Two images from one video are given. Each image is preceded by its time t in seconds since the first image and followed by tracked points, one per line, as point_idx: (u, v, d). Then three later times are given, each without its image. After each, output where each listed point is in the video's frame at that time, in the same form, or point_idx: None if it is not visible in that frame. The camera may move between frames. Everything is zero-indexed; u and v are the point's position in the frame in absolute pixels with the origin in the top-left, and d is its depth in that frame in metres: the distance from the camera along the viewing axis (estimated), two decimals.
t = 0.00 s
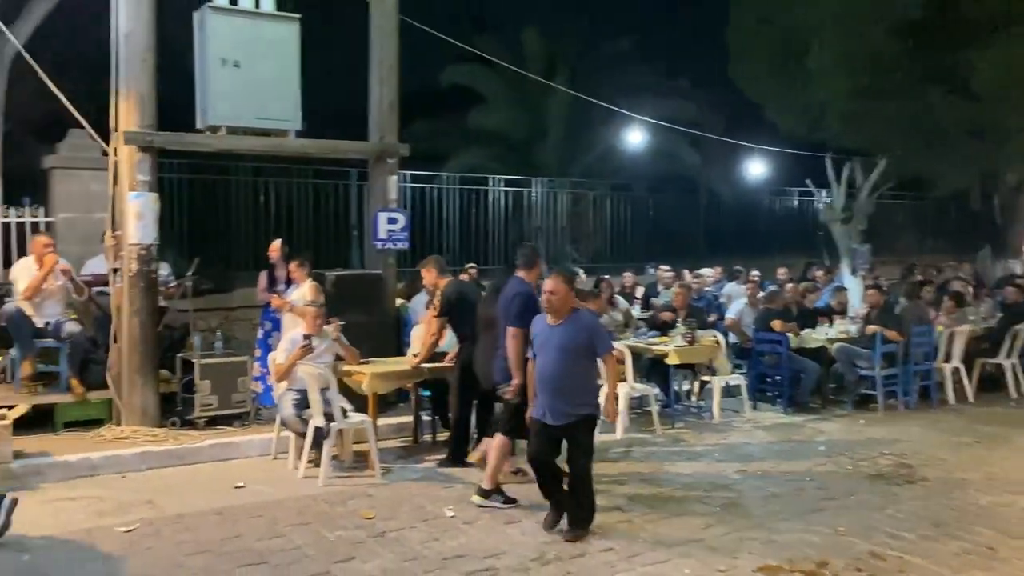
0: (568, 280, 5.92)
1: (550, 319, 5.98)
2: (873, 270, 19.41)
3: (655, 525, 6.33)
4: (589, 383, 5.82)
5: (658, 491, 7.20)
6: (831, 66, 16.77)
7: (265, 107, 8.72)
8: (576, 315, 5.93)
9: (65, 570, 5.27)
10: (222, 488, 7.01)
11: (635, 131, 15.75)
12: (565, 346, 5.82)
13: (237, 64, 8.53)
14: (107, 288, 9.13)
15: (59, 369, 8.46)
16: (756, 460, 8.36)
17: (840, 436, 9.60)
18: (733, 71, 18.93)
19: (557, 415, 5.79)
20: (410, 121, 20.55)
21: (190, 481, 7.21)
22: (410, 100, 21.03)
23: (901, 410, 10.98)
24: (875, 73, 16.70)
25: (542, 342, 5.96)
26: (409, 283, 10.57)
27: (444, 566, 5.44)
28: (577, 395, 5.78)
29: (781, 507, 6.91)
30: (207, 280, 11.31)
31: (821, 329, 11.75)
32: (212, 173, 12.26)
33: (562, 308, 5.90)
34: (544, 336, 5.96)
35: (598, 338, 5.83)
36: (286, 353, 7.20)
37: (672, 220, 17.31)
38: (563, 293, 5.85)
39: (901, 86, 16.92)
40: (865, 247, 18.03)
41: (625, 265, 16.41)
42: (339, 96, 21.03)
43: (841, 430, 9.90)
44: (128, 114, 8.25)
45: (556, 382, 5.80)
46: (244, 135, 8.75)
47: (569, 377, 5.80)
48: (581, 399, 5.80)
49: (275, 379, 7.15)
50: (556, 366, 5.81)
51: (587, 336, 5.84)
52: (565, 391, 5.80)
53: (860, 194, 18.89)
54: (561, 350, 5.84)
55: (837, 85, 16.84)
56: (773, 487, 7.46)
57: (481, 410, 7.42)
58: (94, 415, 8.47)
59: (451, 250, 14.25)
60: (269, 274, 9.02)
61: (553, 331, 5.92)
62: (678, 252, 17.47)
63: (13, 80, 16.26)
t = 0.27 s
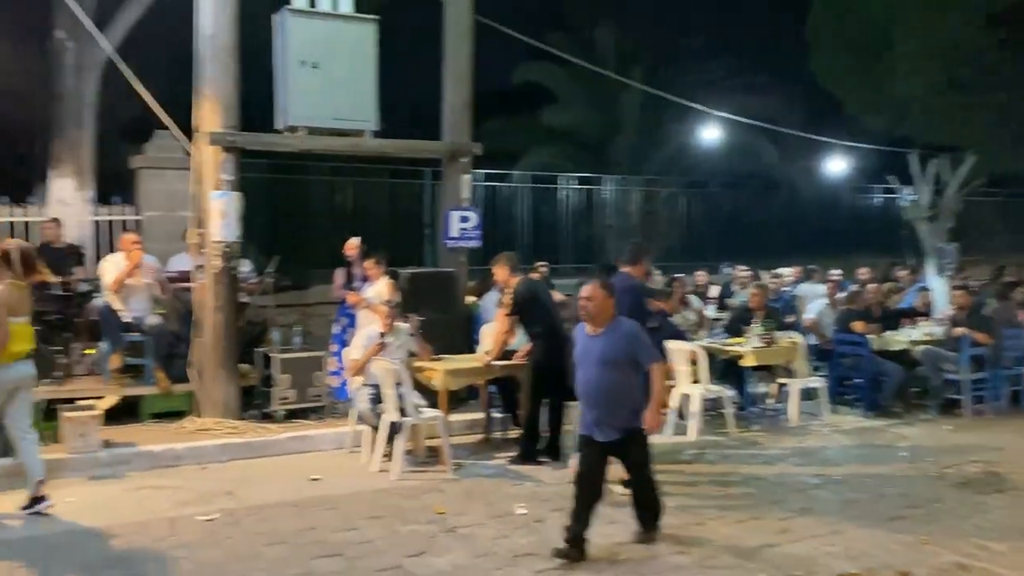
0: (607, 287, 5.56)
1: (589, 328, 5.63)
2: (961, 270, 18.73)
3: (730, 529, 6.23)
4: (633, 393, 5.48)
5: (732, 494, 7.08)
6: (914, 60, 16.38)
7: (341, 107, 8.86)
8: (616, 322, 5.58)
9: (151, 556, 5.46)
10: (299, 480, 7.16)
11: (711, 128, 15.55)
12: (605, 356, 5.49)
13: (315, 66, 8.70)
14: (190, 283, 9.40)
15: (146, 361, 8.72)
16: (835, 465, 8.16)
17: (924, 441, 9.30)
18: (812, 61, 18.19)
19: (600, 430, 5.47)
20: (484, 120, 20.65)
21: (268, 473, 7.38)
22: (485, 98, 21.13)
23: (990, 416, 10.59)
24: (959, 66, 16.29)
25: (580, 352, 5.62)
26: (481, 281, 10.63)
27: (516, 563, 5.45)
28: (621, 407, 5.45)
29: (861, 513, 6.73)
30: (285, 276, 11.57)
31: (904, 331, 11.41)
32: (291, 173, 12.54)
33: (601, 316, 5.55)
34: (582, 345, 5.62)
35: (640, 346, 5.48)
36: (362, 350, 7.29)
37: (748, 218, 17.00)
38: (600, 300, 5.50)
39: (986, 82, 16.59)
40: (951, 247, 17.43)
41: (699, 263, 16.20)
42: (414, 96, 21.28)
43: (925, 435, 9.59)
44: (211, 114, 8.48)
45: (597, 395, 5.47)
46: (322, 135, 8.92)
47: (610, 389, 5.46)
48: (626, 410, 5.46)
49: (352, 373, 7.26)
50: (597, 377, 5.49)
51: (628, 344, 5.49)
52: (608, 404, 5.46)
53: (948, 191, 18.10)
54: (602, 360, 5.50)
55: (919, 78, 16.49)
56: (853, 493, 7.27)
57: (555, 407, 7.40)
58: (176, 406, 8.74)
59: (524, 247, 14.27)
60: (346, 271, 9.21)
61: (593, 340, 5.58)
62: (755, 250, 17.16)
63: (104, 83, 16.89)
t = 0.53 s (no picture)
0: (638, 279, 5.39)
1: (618, 323, 5.47)
2: None
3: (790, 531, 6.15)
4: (657, 393, 5.27)
5: (793, 496, 6.98)
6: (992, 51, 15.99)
7: (402, 106, 8.97)
8: (645, 317, 5.41)
9: (215, 544, 5.60)
10: (359, 473, 7.27)
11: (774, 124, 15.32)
12: (630, 351, 5.32)
13: (376, 65, 8.80)
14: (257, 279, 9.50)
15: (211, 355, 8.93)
16: (900, 468, 7.99)
17: (994, 445, 9.04)
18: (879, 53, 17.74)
19: (624, 427, 5.27)
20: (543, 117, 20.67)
21: (329, 466, 7.51)
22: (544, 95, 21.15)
23: None
24: None
25: (608, 346, 5.46)
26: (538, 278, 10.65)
27: (572, 560, 5.47)
28: (644, 405, 5.24)
29: (927, 518, 6.58)
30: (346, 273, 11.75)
31: (975, 332, 11.10)
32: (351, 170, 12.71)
33: (629, 310, 5.39)
34: (611, 340, 5.47)
35: (667, 343, 5.29)
36: (420, 345, 7.31)
37: (812, 215, 16.71)
38: (629, 293, 5.33)
39: None
40: None
41: (759, 261, 16.01)
42: (474, 93, 21.39)
43: (996, 439, 9.32)
44: (275, 114, 8.65)
45: (620, 392, 5.30)
46: (382, 133, 9.03)
47: (634, 385, 5.27)
48: (648, 410, 5.25)
49: (409, 370, 7.33)
50: (621, 373, 5.32)
51: (655, 341, 5.30)
52: (630, 402, 5.27)
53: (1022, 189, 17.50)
54: (626, 355, 5.34)
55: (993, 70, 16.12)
56: (918, 497, 7.11)
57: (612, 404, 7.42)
58: (241, 400, 8.95)
59: (582, 244, 14.25)
60: (404, 267, 9.30)
61: (621, 335, 5.43)
62: (818, 248, 16.87)
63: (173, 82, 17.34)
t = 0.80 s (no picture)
0: (675, 285, 4.87)
1: (651, 331, 4.98)
2: None
3: (856, 536, 6.04)
4: (693, 409, 4.83)
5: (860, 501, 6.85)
6: None
7: (463, 105, 9.04)
8: (682, 327, 4.91)
9: (281, 535, 5.74)
10: (420, 468, 7.36)
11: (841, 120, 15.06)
12: (664, 365, 4.84)
13: (439, 64, 8.91)
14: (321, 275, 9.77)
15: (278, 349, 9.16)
16: (972, 475, 7.78)
17: None
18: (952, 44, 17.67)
19: (656, 446, 4.87)
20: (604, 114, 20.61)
21: (390, 461, 7.62)
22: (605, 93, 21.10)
23: None
24: None
25: (639, 357, 4.98)
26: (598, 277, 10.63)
27: (632, 560, 5.46)
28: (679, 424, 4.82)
29: (999, 526, 6.41)
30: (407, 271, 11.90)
31: None
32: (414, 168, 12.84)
33: (664, 319, 4.89)
34: (642, 350, 4.97)
35: (705, 359, 4.82)
36: (479, 342, 7.43)
37: (881, 213, 16.34)
38: (666, 301, 4.82)
39: None
40: None
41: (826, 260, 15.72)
42: (535, 91, 21.43)
43: None
44: (340, 115, 8.81)
45: (652, 407, 4.85)
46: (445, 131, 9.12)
47: (667, 402, 4.82)
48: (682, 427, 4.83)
49: (470, 367, 7.42)
50: (653, 388, 4.85)
51: (692, 355, 4.82)
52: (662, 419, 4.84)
53: None
54: (659, 368, 4.85)
55: None
56: (990, 505, 6.92)
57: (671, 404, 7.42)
58: (305, 393, 9.13)
59: (643, 242, 14.18)
60: (464, 265, 9.37)
61: (654, 345, 4.93)
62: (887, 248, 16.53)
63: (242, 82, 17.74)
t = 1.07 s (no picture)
0: (699, 281, 4.57)
1: (675, 328, 4.70)
2: None
3: (924, 543, 5.90)
4: (711, 412, 4.51)
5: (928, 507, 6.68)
6: None
7: (522, 104, 9.08)
8: (706, 325, 4.57)
9: (342, 528, 5.85)
10: (478, 465, 7.41)
11: (909, 117, 14.72)
12: (682, 364, 4.56)
13: (499, 63, 8.96)
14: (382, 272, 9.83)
15: (338, 345, 9.29)
16: None
17: None
18: None
19: (675, 449, 4.62)
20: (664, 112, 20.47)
21: (448, 457, 7.68)
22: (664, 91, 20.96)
23: None
24: None
25: (663, 355, 4.71)
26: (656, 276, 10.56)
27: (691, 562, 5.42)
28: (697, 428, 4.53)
29: None
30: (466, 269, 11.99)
31: None
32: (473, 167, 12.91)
33: (685, 316, 4.58)
34: (666, 347, 4.71)
35: (725, 359, 4.45)
36: (539, 340, 7.49)
37: (950, 212, 15.93)
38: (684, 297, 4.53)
39: None
40: None
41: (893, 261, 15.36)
42: (594, 89, 21.38)
43: None
44: (401, 114, 8.92)
45: (669, 409, 4.59)
46: (505, 129, 9.16)
47: (685, 404, 4.53)
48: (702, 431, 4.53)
49: (528, 365, 7.47)
50: (671, 389, 4.58)
51: (710, 354, 4.49)
52: (680, 422, 4.57)
53: None
54: (677, 368, 4.58)
55: None
56: None
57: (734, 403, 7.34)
58: (366, 388, 9.27)
59: (702, 241, 14.06)
60: (523, 263, 9.43)
61: (677, 343, 4.64)
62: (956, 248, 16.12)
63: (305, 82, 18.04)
